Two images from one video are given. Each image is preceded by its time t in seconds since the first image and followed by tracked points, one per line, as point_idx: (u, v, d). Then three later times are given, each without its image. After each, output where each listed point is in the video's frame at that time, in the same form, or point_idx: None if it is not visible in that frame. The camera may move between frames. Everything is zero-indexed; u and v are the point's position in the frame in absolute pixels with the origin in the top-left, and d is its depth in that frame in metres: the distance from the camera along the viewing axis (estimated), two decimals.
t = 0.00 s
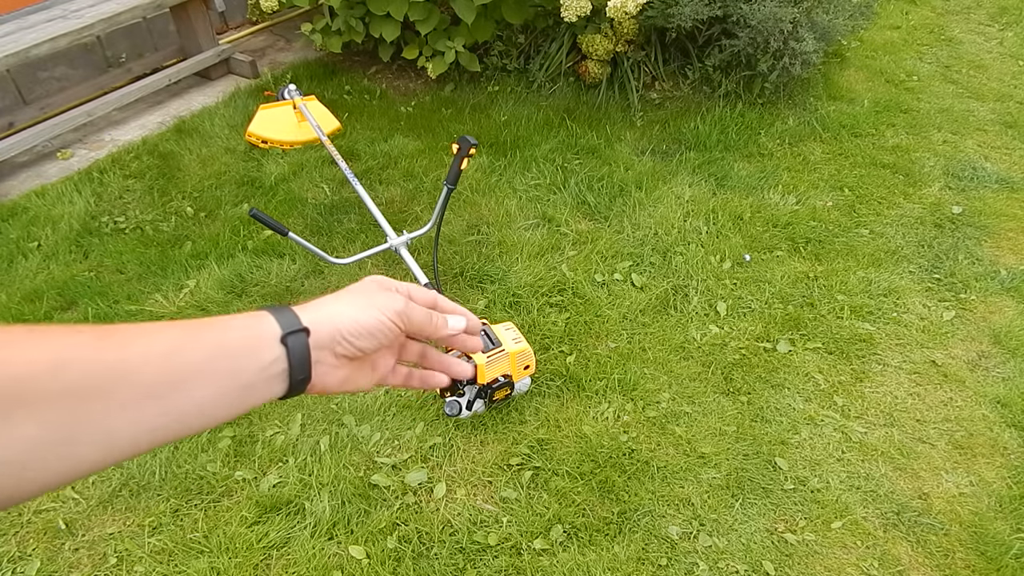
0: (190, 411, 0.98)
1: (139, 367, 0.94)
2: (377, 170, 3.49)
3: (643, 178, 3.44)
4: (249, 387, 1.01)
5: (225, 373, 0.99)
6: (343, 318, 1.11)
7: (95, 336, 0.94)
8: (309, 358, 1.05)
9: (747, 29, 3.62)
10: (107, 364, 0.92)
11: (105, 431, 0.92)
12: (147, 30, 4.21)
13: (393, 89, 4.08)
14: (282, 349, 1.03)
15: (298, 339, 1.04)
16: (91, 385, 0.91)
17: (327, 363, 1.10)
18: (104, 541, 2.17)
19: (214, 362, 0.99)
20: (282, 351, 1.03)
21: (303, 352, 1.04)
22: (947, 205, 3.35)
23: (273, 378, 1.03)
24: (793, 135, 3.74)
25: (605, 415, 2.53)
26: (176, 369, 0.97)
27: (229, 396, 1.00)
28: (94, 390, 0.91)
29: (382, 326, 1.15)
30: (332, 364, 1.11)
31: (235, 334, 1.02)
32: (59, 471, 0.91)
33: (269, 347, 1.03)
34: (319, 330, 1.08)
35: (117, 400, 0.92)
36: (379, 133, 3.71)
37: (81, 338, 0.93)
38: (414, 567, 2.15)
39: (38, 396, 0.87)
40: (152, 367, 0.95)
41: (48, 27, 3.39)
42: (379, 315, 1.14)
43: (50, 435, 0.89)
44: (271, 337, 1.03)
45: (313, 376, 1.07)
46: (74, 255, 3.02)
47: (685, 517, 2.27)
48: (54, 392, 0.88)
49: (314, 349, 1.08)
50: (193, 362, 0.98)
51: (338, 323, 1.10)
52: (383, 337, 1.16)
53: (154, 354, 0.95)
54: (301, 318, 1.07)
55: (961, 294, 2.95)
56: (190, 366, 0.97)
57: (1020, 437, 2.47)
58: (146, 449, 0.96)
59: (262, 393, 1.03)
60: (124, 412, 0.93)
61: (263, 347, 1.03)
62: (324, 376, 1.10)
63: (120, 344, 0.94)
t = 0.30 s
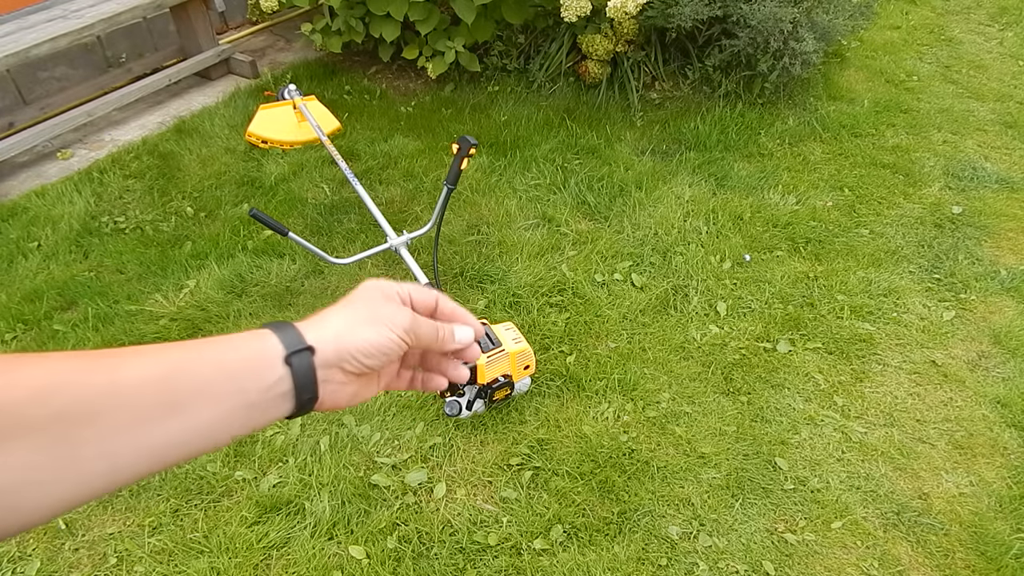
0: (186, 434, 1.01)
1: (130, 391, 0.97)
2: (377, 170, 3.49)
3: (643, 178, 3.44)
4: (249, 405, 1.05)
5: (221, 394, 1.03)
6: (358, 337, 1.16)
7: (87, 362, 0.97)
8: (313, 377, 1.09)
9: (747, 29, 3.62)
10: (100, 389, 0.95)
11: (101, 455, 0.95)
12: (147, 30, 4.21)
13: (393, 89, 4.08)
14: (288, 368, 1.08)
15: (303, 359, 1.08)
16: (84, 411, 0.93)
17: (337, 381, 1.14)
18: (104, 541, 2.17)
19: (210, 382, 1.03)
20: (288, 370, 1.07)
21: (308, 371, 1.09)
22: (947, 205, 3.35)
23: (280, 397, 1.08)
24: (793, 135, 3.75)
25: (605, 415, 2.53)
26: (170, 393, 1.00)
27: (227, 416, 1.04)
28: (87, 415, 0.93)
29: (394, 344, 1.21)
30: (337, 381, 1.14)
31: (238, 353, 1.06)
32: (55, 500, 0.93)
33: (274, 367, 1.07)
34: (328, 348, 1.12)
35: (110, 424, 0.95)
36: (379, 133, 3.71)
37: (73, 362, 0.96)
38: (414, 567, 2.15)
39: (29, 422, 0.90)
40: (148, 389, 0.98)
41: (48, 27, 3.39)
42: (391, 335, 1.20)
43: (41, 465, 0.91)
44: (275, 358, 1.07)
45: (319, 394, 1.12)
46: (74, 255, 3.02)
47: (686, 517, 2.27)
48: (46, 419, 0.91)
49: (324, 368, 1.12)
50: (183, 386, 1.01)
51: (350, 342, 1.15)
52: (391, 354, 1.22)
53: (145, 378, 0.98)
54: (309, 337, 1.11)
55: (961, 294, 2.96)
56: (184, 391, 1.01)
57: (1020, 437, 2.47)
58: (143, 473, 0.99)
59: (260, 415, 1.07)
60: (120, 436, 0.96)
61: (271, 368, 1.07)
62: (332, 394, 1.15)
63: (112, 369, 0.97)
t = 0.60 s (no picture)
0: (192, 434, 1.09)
1: (143, 389, 1.05)
2: (377, 170, 3.49)
3: (643, 178, 3.44)
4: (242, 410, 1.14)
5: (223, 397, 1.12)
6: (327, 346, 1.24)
7: (101, 362, 1.05)
8: (291, 383, 1.17)
9: (747, 29, 3.62)
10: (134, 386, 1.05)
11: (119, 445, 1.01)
12: (147, 30, 4.21)
13: (393, 89, 4.08)
14: (270, 375, 1.16)
15: (283, 365, 1.17)
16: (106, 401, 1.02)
17: (306, 391, 1.23)
18: (104, 541, 2.17)
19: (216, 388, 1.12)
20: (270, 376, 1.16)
21: (286, 377, 1.17)
22: (947, 205, 3.35)
23: (263, 403, 1.16)
24: (793, 135, 3.74)
25: (605, 415, 2.53)
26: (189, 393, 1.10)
27: (220, 420, 1.11)
28: (111, 408, 1.02)
29: (364, 355, 1.27)
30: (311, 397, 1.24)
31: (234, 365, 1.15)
32: (60, 490, 0.97)
33: (259, 373, 1.16)
34: (299, 358, 1.22)
35: (127, 418, 1.03)
36: (379, 133, 3.71)
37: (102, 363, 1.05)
38: (414, 567, 2.15)
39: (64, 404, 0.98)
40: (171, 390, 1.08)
41: (48, 27, 3.39)
42: (360, 344, 1.27)
43: (64, 456, 0.97)
44: (258, 365, 1.17)
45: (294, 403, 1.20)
46: (74, 255, 3.02)
47: (685, 517, 2.27)
48: (76, 406, 0.99)
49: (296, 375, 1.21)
50: (190, 386, 1.10)
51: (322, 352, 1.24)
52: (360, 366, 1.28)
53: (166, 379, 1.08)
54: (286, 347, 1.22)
55: (961, 294, 2.95)
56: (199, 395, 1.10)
57: (1020, 437, 2.47)
58: (147, 471, 1.04)
59: (247, 421, 1.14)
60: (131, 431, 1.03)
61: (251, 375, 1.16)
62: (304, 403, 1.22)
63: (126, 371, 1.06)
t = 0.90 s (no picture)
0: (164, 412, 0.91)
1: (107, 359, 0.89)
2: (377, 170, 3.49)
3: (643, 178, 3.44)
4: (218, 383, 0.95)
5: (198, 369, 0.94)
6: (304, 303, 0.98)
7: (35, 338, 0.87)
8: (274, 349, 0.97)
9: (747, 29, 3.62)
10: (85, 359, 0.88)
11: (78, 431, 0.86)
12: (147, 30, 4.21)
13: (393, 89, 4.08)
14: (245, 341, 0.96)
15: (260, 330, 0.96)
16: (59, 383, 0.86)
17: (299, 352, 1.00)
18: (104, 541, 2.17)
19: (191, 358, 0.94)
20: (246, 343, 0.96)
21: (266, 343, 0.96)
22: (947, 205, 3.35)
23: (242, 372, 0.96)
24: (793, 135, 3.74)
25: (605, 415, 2.53)
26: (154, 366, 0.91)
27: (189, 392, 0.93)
28: (72, 384, 0.86)
29: (357, 302, 0.99)
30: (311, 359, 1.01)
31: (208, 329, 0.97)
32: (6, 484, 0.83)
33: (232, 340, 0.95)
34: (282, 317, 0.98)
35: (88, 398, 0.87)
36: (379, 133, 3.71)
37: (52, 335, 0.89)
38: (414, 567, 2.15)
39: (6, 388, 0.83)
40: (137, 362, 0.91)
41: (48, 27, 3.39)
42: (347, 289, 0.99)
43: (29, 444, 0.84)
44: (232, 329, 0.96)
45: (287, 368, 0.99)
46: (74, 255, 3.02)
47: (686, 517, 2.27)
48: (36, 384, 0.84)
49: (280, 339, 0.97)
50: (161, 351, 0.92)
51: (304, 311, 0.98)
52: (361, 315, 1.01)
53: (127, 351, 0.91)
54: (266, 306, 0.98)
55: (961, 295, 2.95)
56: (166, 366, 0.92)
57: (1020, 437, 2.47)
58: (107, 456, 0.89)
59: (227, 392, 0.96)
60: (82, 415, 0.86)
61: (224, 341, 0.95)
62: (301, 365, 1.00)
63: (66, 343, 0.88)
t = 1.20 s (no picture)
0: (238, 327, 0.87)
1: (189, 274, 0.85)
2: (377, 170, 3.49)
3: (643, 178, 3.44)
4: (296, 298, 0.90)
5: (265, 291, 0.88)
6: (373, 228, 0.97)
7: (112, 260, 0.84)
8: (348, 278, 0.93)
9: (747, 29, 3.62)
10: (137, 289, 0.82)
11: (142, 358, 0.81)
12: (147, 30, 4.21)
13: (393, 89, 4.08)
14: (326, 275, 0.92)
15: (338, 265, 0.92)
16: (115, 311, 0.81)
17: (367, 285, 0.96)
18: (104, 541, 2.17)
19: (249, 280, 0.87)
20: (327, 273, 0.92)
21: (344, 275, 0.93)
22: (947, 205, 3.35)
23: (323, 291, 0.93)
24: (793, 135, 3.75)
25: (605, 415, 2.53)
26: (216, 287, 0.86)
27: (275, 302, 0.89)
28: (159, 298, 0.83)
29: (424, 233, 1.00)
30: (371, 290, 0.97)
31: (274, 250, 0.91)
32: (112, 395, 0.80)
33: (313, 267, 0.92)
34: (352, 246, 0.95)
35: (178, 311, 0.83)
36: (379, 133, 3.71)
37: (102, 262, 0.84)
38: (414, 567, 2.15)
39: (56, 324, 0.78)
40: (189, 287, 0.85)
41: (48, 27, 3.39)
42: (415, 221, 0.99)
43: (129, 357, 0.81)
44: (311, 254, 0.92)
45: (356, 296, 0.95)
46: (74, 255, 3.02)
47: (686, 517, 2.27)
48: (126, 301, 0.81)
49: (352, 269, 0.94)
50: (242, 265, 0.88)
51: (372, 237, 0.97)
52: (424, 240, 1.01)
53: (174, 276, 0.84)
54: (338, 237, 0.95)
55: (961, 295, 2.95)
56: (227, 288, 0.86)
57: (1021, 437, 2.47)
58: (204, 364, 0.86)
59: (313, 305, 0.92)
60: (175, 329, 0.83)
61: (304, 264, 0.91)
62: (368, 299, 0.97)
63: (145, 262, 0.85)
